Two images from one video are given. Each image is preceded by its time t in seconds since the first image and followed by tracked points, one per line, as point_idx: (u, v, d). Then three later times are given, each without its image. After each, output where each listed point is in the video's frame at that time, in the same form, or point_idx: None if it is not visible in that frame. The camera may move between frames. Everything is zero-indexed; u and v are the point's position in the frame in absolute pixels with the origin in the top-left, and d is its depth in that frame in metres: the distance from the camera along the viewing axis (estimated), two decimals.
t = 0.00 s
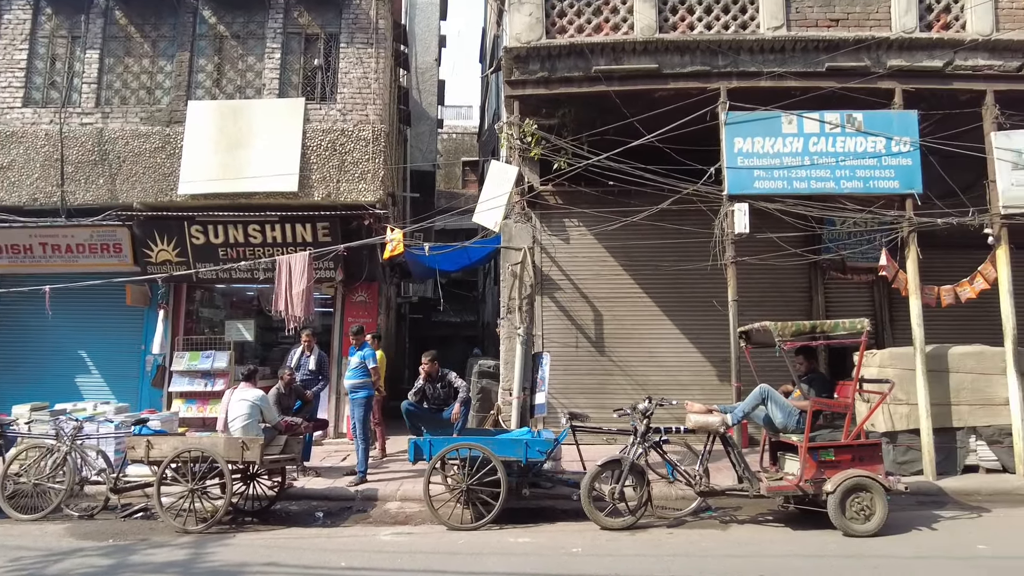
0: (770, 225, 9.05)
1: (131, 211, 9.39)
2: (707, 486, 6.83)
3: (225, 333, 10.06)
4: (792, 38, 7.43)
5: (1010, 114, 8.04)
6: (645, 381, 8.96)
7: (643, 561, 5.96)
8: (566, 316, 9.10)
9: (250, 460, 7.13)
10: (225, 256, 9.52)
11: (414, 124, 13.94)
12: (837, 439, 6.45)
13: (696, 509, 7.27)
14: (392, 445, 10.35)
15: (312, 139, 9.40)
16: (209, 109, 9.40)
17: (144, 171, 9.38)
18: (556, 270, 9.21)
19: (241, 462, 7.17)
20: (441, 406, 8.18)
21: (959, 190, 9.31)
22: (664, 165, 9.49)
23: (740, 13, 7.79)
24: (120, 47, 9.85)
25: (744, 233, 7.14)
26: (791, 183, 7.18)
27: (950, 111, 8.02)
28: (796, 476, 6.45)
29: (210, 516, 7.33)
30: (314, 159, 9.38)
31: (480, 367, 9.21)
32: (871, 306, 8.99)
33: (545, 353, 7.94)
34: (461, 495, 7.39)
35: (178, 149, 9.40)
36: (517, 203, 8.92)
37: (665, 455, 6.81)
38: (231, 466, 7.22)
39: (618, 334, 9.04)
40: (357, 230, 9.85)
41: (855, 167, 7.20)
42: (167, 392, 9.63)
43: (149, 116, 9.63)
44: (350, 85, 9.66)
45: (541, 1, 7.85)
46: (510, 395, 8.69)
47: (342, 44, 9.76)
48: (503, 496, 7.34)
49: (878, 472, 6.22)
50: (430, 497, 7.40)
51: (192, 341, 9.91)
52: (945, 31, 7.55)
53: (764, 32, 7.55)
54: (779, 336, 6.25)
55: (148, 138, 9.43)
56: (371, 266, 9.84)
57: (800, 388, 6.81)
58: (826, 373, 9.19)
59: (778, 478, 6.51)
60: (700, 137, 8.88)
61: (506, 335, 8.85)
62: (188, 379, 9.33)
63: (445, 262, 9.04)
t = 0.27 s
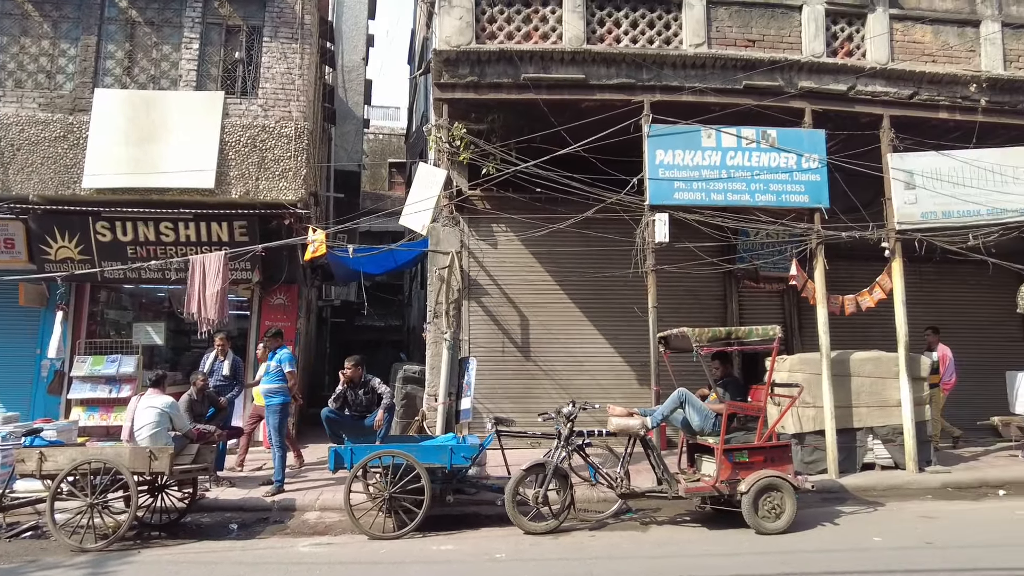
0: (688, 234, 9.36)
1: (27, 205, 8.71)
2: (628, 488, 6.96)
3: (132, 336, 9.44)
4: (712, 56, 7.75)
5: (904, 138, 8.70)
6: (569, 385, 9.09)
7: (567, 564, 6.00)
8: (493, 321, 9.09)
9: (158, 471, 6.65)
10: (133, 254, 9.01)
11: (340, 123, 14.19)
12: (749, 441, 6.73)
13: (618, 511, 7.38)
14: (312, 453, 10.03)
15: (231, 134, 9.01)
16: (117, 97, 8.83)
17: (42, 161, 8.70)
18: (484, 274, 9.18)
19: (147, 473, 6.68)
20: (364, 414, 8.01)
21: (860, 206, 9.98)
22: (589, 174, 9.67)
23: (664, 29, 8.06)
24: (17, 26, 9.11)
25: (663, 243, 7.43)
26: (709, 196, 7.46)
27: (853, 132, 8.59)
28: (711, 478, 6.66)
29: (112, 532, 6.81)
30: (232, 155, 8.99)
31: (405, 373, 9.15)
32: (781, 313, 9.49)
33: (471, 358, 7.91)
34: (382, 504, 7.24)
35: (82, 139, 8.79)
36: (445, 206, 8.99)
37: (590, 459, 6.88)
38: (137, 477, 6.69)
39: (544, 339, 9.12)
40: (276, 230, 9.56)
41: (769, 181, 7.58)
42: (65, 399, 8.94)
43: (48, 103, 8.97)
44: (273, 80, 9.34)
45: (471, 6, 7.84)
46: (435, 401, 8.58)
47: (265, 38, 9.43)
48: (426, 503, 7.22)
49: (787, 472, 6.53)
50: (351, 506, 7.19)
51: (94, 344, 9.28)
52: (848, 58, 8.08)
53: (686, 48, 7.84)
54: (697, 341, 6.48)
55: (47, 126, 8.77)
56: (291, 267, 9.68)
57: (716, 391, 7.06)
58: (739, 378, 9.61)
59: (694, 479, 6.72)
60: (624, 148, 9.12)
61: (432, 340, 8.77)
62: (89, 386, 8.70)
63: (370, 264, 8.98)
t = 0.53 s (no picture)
0: (619, 242, 9.55)
1: None
2: (560, 491, 7.03)
3: (37, 338, 8.92)
4: (644, 67, 7.94)
5: (821, 153, 9.20)
6: (502, 388, 9.10)
7: (499, 569, 5.95)
8: (426, 324, 8.99)
9: (64, 483, 6.18)
10: (40, 250, 8.52)
11: (270, 120, 14.74)
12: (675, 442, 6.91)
13: (548, 514, 7.41)
14: (236, 460, 9.63)
15: (152, 127, 8.58)
16: (23, 82, 8.22)
17: None
18: (417, 277, 9.07)
19: (52, 486, 6.19)
20: (290, 419, 7.74)
21: (781, 217, 10.48)
22: (524, 179, 9.75)
23: (599, 39, 8.22)
24: None
25: (595, 249, 7.59)
26: (640, 204, 7.64)
27: (775, 146, 9.01)
28: (639, 479, 6.77)
29: (8, 551, 6.20)
30: (153, 149, 8.56)
31: (334, 378, 9.09)
32: (706, 319, 9.85)
33: (404, 362, 7.76)
34: (309, 513, 6.97)
35: None
36: (377, 207, 8.78)
37: (519, 461, 6.95)
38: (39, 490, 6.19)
39: (478, 343, 9.11)
40: (199, 228, 9.19)
41: (696, 191, 7.84)
42: None
43: None
44: (199, 72, 8.98)
45: (408, 6, 7.75)
46: (365, 406, 8.40)
47: (190, 28, 9.04)
48: (355, 511, 7.03)
49: (712, 472, 6.74)
50: (275, 515, 6.90)
51: None
52: (771, 75, 8.47)
53: (619, 59, 8.03)
54: (625, 345, 6.65)
55: None
56: (217, 265, 9.45)
57: (643, 394, 7.23)
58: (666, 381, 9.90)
59: (625, 483, 6.84)
60: (558, 155, 9.27)
61: (362, 343, 8.54)
62: None
63: (297, 266, 8.86)
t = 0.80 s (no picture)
0: (562, 244, 9.63)
1: None
2: (500, 492, 7.00)
3: None
4: (587, 72, 8.04)
5: (756, 162, 9.52)
6: (443, 390, 9.04)
7: (439, 572, 5.86)
8: (367, 325, 8.83)
9: None
10: None
11: (206, 114, 14.84)
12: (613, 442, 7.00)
13: (488, 516, 7.32)
14: (165, 465, 9.22)
15: (77, 116, 8.13)
16: None
17: None
18: (358, 277, 8.91)
19: None
20: (221, 423, 7.46)
21: (718, 223, 10.81)
22: (467, 180, 9.73)
23: (543, 43, 8.29)
24: None
25: (538, 251, 7.64)
26: (581, 208, 7.73)
27: (713, 153, 9.28)
28: (578, 479, 6.82)
29: None
30: (78, 139, 8.09)
31: (269, 380, 8.87)
32: (645, 321, 10.05)
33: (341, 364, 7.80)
34: (241, 518, 6.72)
35: None
36: (316, 204, 8.41)
37: (459, 462, 6.91)
38: None
39: (420, 345, 9.01)
40: (127, 224, 8.79)
41: (636, 196, 8.00)
42: None
43: None
44: (129, 60, 8.58)
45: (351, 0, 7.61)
46: (300, 410, 8.18)
47: (119, 13, 8.63)
48: (289, 516, 6.82)
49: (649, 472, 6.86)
50: (204, 522, 6.56)
51: None
52: (709, 84, 8.71)
53: (562, 64, 8.11)
54: (565, 347, 6.66)
55: None
56: (147, 262, 9.07)
57: (583, 395, 7.29)
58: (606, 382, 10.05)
59: (565, 483, 6.87)
60: (501, 157, 9.32)
61: (298, 345, 8.23)
62: None
63: (230, 264, 8.61)
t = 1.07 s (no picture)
0: (514, 245, 9.62)
1: None
2: (448, 494, 6.94)
3: None
4: (539, 74, 8.06)
5: (704, 166, 9.72)
6: (393, 391, 8.92)
7: None
8: (314, 325, 8.63)
9: None
10: None
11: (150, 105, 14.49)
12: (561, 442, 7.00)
13: (436, 518, 7.27)
14: (97, 472, 8.80)
15: (5, 103, 7.69)
16: None
17: None
18: (304, 275, 8.70)
19: None
20: (159, 426, 7.15)
21: (667, 226, 11.00)
22: (419, 178, 9.63)
23: (496, 43, 8.27)
24: None
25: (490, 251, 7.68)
26: (533, 209, 7.73)
27: (662, 157, 9.42)
28: (526, 480, 6.81)
29: None
30: (6, 128, 7.67)
31: (211, 382, 8.57)
32: (596, 322, 10.14)
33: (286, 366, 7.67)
34: (179, 526, 6.36)
35: None
36: (261, 200, 8.22)
37: (406, 466, 6.81)
38: None
39: (368, 346, 8.86)
40: (60, 218, 8.34)
41: (587, 199, 8.05)
42: None
43: None
44: (62, 47, 8.18)
45: None
46: (243, 412, 8.00)
47: None
48: (230, 522, 6.49)
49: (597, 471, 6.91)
50: (138, 530, 6.19)
51: None
52: (659, 89, 8.85)
53: (515, 64, 8.10)
54: (516, 348, 6.62)
55: None
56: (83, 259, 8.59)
57: (533, 395, 7.25)
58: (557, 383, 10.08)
59: (513, 484, 6.85)
60: (454, 156, 9.26)
61: (240, 345, 8.07)
62: None
63: (171, 261, 8.27)
